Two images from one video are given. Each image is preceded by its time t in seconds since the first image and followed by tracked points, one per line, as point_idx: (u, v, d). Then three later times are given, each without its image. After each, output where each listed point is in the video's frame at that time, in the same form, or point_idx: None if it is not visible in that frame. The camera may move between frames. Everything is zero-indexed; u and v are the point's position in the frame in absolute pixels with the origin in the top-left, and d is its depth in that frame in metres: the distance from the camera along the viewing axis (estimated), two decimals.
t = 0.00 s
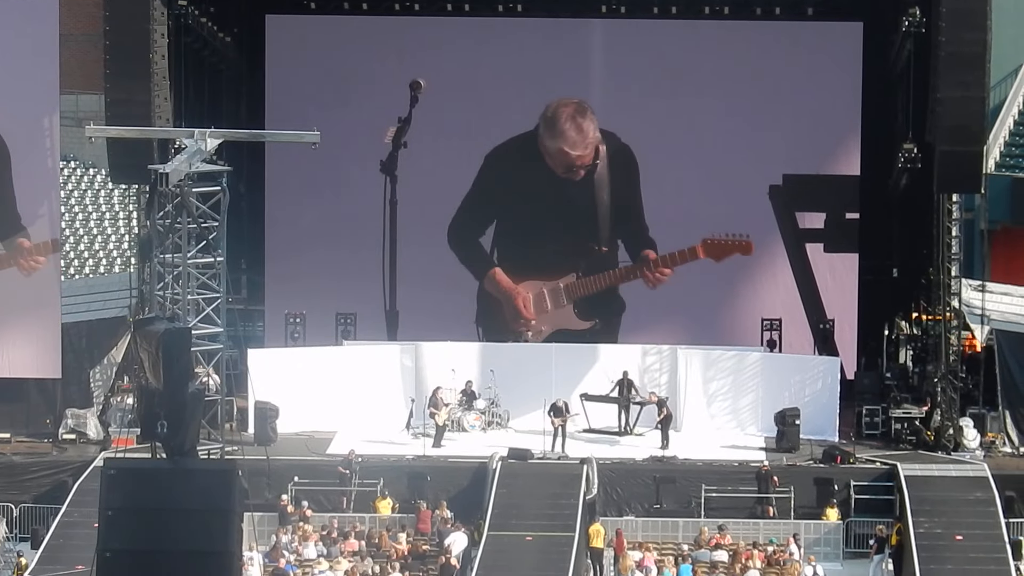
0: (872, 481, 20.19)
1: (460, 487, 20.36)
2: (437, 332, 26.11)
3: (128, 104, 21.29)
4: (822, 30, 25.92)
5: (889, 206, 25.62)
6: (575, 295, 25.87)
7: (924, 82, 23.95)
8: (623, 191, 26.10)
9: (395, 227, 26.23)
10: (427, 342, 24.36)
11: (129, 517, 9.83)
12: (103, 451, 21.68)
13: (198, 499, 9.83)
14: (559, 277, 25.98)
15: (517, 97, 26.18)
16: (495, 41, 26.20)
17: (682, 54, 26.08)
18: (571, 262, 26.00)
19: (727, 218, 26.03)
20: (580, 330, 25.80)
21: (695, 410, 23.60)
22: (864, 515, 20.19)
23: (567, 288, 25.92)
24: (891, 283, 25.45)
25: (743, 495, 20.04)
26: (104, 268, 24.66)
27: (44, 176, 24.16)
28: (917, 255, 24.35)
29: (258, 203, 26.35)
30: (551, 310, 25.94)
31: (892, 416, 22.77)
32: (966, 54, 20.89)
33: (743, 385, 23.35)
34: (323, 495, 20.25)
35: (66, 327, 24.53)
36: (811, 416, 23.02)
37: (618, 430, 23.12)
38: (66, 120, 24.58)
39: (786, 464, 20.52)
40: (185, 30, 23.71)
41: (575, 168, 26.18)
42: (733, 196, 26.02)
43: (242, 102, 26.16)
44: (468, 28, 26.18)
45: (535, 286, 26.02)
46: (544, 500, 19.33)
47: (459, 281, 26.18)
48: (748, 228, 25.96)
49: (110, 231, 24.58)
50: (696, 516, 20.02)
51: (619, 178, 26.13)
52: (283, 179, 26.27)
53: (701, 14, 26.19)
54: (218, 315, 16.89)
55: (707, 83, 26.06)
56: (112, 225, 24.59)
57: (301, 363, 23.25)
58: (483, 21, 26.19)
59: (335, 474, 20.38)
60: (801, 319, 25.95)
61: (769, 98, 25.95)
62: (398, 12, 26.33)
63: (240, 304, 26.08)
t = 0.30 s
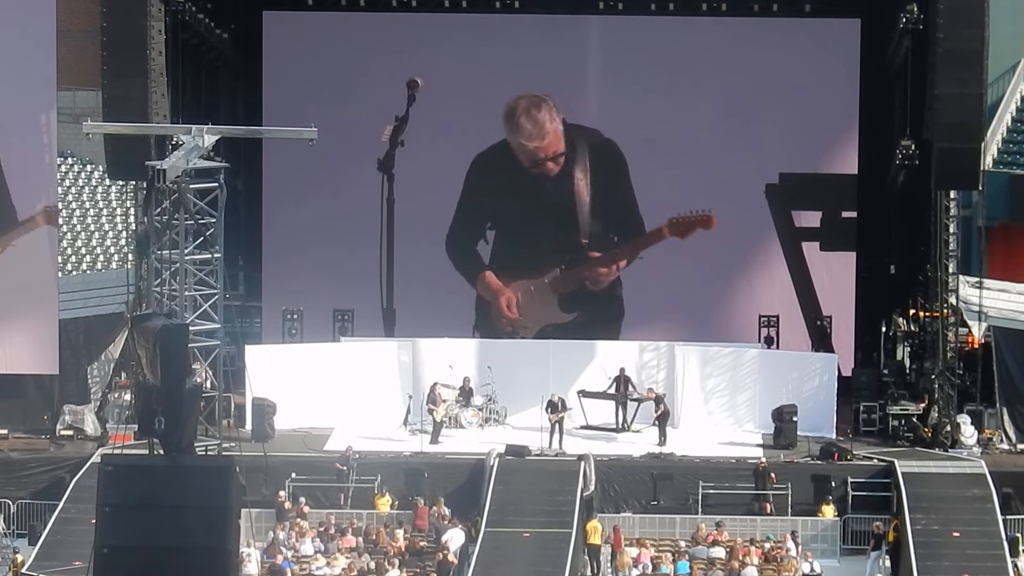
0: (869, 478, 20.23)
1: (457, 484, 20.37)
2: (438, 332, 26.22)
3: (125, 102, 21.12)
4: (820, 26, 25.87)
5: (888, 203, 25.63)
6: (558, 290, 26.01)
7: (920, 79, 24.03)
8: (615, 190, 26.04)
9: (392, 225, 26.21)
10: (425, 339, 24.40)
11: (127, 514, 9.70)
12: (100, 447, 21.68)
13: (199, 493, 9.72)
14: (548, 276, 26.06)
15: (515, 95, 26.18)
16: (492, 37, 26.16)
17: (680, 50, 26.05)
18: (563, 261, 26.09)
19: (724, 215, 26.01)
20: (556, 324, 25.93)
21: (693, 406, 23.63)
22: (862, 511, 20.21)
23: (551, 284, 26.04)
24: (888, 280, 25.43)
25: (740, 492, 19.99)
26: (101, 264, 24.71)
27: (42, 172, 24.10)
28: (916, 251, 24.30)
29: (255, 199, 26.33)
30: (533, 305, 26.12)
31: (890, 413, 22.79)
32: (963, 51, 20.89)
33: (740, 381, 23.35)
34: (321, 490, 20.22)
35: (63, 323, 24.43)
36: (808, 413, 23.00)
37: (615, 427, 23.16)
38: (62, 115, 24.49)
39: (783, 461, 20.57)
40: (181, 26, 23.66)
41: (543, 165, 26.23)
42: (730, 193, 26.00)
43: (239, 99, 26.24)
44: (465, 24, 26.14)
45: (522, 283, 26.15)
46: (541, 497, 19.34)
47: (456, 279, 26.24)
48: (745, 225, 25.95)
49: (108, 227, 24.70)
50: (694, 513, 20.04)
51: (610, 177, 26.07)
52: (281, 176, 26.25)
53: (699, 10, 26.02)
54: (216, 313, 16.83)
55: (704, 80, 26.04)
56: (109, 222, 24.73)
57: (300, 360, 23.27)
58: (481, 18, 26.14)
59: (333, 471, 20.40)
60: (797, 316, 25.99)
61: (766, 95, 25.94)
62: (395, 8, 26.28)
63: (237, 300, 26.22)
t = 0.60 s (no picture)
0: (866, 465, 20.27)
1: (455, 471, 20.37)
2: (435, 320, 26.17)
3: (121, 88, 21.08)
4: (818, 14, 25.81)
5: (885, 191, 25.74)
6: (542, 268, 26.02)
7: (919, 66, 24.23)
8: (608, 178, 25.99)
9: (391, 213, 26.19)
10: (422, 326, 24.40)
11: (125, 502, 9.65)
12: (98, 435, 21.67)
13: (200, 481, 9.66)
14: (535, 258, 26.04)
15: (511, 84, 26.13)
16: (489, 25, 26.10)
17: (678, 38, 25.99)
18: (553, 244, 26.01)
19: (722, 203, 25.99)
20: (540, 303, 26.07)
21: (691, 395, 23.57)
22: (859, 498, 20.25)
23: (535, 261, 26.05)
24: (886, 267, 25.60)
25: (738, 479, 20.05)
26: (99, 252, 24.72)
27: (39, 161, 24.09)
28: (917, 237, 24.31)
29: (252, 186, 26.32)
30: (514, 281, 26.10)
31: (887, 400, 22.82)
32: (959, 39, 20.88)
33: (737, 369, 23.38)
34: (319, 479, 20.26)
35: (61, 312, 24.50)
36: (806, 399, 23.00)
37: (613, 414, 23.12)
38: (60, 103, 24.47)
39: (781, 448, 20.57)
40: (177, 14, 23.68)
41: (531, 138, 26.10)
42: (728, 181, 25.98)
43: (236, 87, 26.16)
44: (462, 12, 26.09)
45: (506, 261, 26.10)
46: (540, 484, 19.33)
47: (455, 266, 26.22)
48: (743, 213, 25.97)
49: (106, 215, 24.75)
50: (692, 500, 20.03)
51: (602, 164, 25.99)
52: (278, 164, 26.21)
53: None
54: (214, 300, 16.80)
55: (701, 68, 25.99)
56: (107, 209, 24.77)
57: (297, 348, 23.25)
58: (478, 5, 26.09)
59: (330, 458, 20.40)
60: (794, 303, 25.95)
61: (764, 83, 25.89)
62: None
63: (235, 287, 26.20)
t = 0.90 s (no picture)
0: (864, 459, 20.26)
1: (452, 465, 20.35)
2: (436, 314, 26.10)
3: (121, 83, 20.64)
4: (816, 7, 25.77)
5: (881, 184, 25.56)
6: (544, 259, 26.07)
7: (917, 60, 24.24)
8: (606, 172, 26.00)
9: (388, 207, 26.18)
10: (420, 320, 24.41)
11: (121, 498, 9.22)
12: (96, 429, 21.68)
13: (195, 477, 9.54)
14: (537, 252, 26.09)
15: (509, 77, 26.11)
16: (487, 19, 26.06)
17: (676, 31, 25.92)
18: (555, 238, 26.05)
19: (719, 197, 25.98)
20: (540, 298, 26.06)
21: (688, 388, 23.67)
22: (856, 492, 20.25)
23: (541, 257, 26.07)
24: (881, 261, 25.42)
25: (736, 473, 20.07)
26: (97, 247, 24.68)
27: (38, 156, 24.04)
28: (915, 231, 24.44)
29: (249, 179, 26.29)
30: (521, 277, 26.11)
31: (885, 394, 22.77)
32: (956, 33, 20.88)
33: (735, 362, 23.34)
34: (316, 473, 20.26)
35: (59, 306, 24.58)
36: (804, 393, 23.01)
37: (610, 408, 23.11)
38: (58, 98, 24.50)
39: (779, 442, 20.58)
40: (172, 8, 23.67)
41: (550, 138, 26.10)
42: (725, 175, 25.96)
43: (234, 83, 26.11)
44: (459, 6, 26.05)
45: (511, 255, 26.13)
46: (538, 479, 19.34)
47: (452, 260, 26.25)
48: (740, 207, 25.96)
49: (104, 209, 24.61)
50: (689, 494, 20.02)
51: (598, 157, 25.98)
52: (275, 158, 26.15)
53: None
54: (211, 294, 16.79)
55: (699, 62, 25.94)
56: (105, 203, 24.63)
57: (295, 342, 23.19)
58: None
59: (328, 452, 20.41)
60: (791, 296, 25.99)
61: (761, 76, 25.86)
62: None
63: (233, 281, 26.24)
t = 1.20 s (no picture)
0: (863, 453, 20.23)
1: (451, 459, 20.35)
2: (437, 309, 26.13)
3: (119, 77, 20.42)
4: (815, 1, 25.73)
5: (881, 179, 25.87)
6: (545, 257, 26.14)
7: (915, 55, 24.56)
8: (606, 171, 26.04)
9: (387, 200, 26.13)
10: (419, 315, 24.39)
11: (119, 491, 9.74)
12: (94, 423, 21.66)
13: (195, 466, 9.73)
14: (543, 258, 26.12)
15: (507, 72, 26.09)
16: (485, 13, 26.06)
17: (675, 25, 25.89)
18: (558, 242, 26.12)
19: (718, 191, 25.96)
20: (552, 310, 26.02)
21: (688, 382, 23.61)
22: (856, 487, 20.19)
23: (558, 274, 26.06)
24: (880, 255, 25.89)
25: (735, 467, 20.05)
26: (96, 240, 24.80)
27: (38, 150, 23.97)
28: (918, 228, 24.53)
29: (248, 175, 26.44)
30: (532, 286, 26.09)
31: (884, 388, 22.78)
32: (955, 27, 20.85)
33: (734, 356, 23.37)
34: (315, 467, 20.24)
35: (58, 300, 24.62)
36: (803, 387, 23.00)
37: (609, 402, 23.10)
38: (58, 92, 24.86)
39: (778, 437, 20.55)
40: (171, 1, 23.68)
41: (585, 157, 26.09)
42: (724, 169, 25.95)
43: (234, 76, 26.28)
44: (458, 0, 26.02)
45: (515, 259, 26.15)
46: (538, 472, 19.34)
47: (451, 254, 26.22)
48: (739, 201, 25.91)
49: (103, 203, 24.77)
50: (688, 489, 20.03)
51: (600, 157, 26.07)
52: (274, 152, 26.14)
53: None
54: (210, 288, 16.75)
55: (698, 57, 25.90)
56: (104, 198, 24.80)
57: (294, 337, 23.18)
58: None
59: (327, 446, 20.40)
60: (789, 290, 25.90)
61: (761, 71, 25.82)
62: None
63: (231, 275, 26.20)
